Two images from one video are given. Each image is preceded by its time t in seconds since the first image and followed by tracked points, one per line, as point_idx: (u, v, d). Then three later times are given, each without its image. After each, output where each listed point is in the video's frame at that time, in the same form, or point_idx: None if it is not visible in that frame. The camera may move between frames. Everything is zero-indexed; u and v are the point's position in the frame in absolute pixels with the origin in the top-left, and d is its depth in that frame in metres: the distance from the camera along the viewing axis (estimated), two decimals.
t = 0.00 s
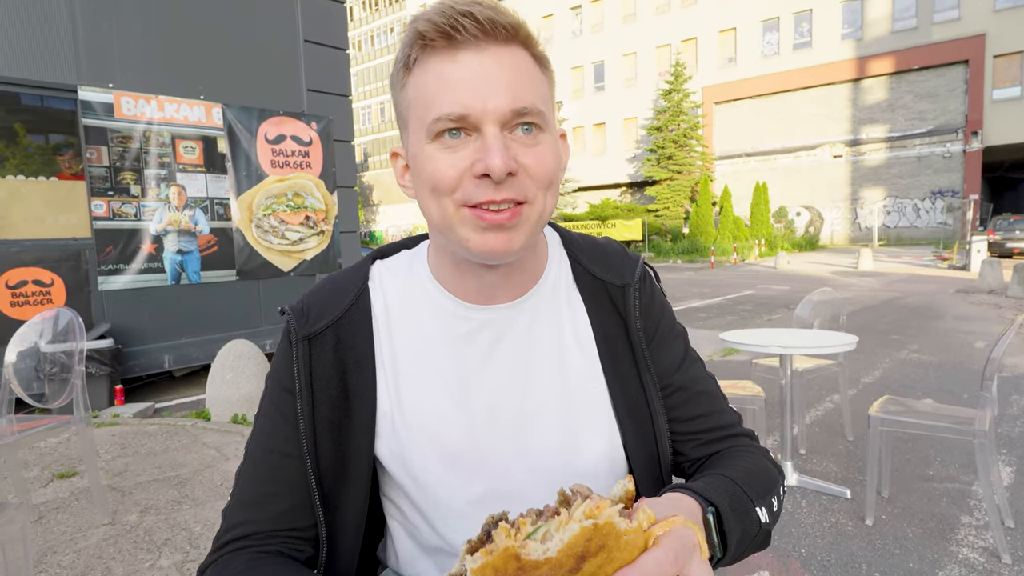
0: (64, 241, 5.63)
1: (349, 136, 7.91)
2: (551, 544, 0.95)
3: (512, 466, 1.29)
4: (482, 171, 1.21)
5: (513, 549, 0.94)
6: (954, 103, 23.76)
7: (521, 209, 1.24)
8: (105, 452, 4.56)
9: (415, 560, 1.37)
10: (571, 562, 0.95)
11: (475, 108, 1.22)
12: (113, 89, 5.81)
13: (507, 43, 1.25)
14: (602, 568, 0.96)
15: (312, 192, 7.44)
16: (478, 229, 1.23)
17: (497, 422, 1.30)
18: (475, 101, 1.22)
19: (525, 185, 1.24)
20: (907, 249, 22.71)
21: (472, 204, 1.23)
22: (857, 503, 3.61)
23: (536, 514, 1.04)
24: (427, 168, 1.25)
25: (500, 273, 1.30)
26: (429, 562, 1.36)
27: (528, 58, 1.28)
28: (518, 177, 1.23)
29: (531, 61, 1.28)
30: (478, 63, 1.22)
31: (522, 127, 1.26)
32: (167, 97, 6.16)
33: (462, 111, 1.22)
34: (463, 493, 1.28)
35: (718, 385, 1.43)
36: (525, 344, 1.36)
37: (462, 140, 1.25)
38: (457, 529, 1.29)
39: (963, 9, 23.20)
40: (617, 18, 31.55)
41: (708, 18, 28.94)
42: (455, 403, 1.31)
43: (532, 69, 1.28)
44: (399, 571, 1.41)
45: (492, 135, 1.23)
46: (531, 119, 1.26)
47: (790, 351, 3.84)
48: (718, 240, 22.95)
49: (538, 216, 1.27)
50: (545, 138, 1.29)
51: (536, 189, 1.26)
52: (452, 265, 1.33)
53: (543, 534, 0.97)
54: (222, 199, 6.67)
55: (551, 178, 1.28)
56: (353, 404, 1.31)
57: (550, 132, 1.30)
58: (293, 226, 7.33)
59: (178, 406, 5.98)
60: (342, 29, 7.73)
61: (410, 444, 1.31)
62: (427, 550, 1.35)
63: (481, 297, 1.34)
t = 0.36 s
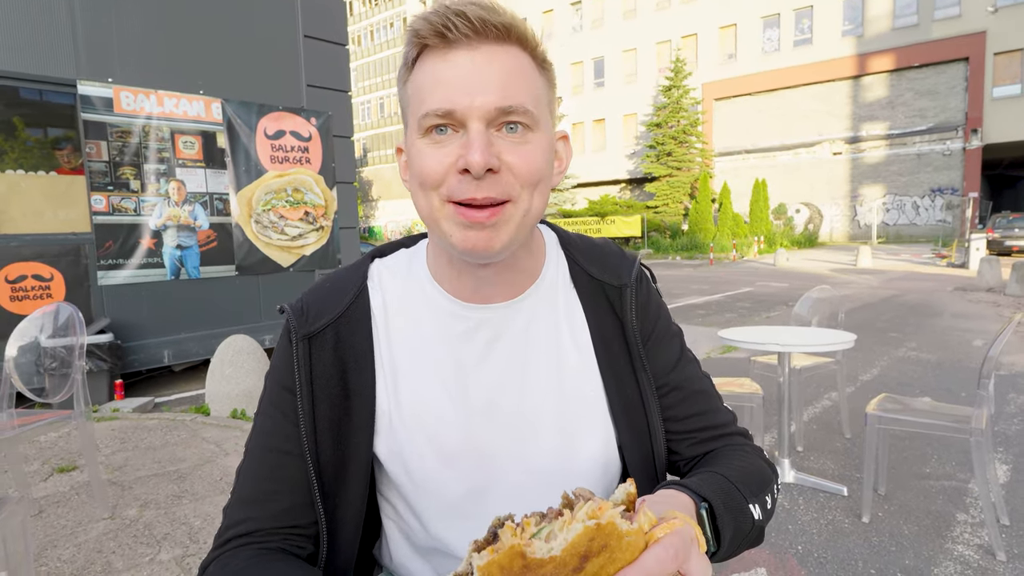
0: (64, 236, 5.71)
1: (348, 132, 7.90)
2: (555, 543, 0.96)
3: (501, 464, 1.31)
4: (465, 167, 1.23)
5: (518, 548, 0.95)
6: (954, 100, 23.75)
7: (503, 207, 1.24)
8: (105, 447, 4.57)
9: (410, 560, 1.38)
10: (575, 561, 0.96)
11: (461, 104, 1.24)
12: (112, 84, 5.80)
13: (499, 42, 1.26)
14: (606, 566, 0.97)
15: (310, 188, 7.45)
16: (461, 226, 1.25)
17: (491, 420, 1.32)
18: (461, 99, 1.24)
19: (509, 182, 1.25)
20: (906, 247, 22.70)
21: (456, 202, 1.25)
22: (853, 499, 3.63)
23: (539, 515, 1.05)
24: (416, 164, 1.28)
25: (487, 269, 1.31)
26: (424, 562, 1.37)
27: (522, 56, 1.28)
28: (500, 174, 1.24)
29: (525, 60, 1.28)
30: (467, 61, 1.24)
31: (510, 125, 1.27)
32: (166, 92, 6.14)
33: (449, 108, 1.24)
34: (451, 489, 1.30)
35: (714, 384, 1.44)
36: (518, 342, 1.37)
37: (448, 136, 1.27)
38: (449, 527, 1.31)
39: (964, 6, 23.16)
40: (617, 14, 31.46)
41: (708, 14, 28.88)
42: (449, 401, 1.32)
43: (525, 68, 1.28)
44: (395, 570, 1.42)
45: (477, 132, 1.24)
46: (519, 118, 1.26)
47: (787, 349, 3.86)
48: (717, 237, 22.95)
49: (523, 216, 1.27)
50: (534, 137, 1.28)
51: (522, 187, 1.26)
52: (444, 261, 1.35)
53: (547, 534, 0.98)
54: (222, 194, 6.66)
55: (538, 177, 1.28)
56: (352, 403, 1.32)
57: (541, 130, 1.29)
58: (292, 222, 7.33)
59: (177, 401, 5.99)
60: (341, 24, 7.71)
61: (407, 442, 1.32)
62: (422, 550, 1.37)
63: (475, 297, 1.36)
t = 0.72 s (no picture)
0: (66, 233, 5.72)
1: (349, 130, 7.91)
2: (555, 541, 0.99)
3: (505, 462, 1.33)
4: (471, 165, 1.25)
5: (519, 546, 0.98)
6: (955, 99, 23.74)
7: (508, 204, 1.27)
8: (107, 443, 4.60)
9: (418, 557, 1.41)
10: (574, 558, 0.99)
11: (464, 107, 1.27)
12: (115, 82, 5.81)
13: (496, 48, 1.29)
14: (605, 563, 1.00)
15: (311, 186, 7.47)
16: (470, 223, 1.27)
17: (495, 420, 1.34)
18: (464, 101, 1.27)
19: (513, 179, 1.27)
20: (906, 245, 22.69)
21: (464, 200, 1.27)
22: (850, 498, 3.66)
23: (541, 516, 1.08)
24: (421, 167, 1.30)
25: (489, 269, 1.34)
26: (432, 559, 1.40)
27: (518, 61, 1.32)
28: (504, 172, 1.26)
29: (521, 66, 1.32)
30: (468, 66, 1.28)
31: (511, 125, 1.30)
32: (168, 90, 6.16)
33: (453, 110, 1.27)
34: (458, 485, 1.32)
35: (712, 385, 1.47)
36: (520, 343, 1.39)
37: (453, 139, 1.29)
38: (458, 523, 1.33)
39: (965, 5, 23.13)
40: (618, 11, 31.42)
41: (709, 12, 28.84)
42: (453, 400, 1.35)
43: (521, 73, 1.32)
44: (402, 566, 1.45)
45: (481, 132, 1.27)
46: (519, 119, 1.29)
47: (786, 349, 3.88)
48: (717, 235, 22.96)
49: (527, 212, 1.29)
50: (535, 137, 1.31)
51: (526, 184, 1.28)
52: (449, 263, 1.37)
53: (547, 533, 1.02)
54: (223, 192, 6.68)
55: (540, 175, 1.31)
56: (359, 405, 1.35)
57: (540, 131, 1.33)
58: (293, 219, 7.34)
59: (179, 398, 6.02)
60: (342, 22, 7.72)
61: (414, 444, 1.35)
62: (430, 546, 1.39)
63: (479, 300, 1.39)
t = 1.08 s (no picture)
0: (73, 236, 5.75)
1: (353, 133, 7.94)
2: (558, 544, 1.00)
3: (512, 463, 1.34)
4: (481, 167, 1.25)
5: (523, 548, 0.99)
6: (960, 100, 23.67)
7: (518, 205, 1.27)
8: (114, 445, 4.63)
9: (424, 559, 1.42)
10: (577, 560, 1.00)
11: (474, 110, 1.28)
12: (121, 86, 5.86)
13: (504, 54, 1.31)
14: (608, 567, 1.01)
15: (316, 188, 7.49)
16: (481, 223, 1.27)
17: (500, 423, 1.35)
18: (475, 105, 1.27)
19: (523, 180, 1.27)
20: (911, 247, 22.60)
21: (474, 202, 1.27)
22: (855, 501, 3.65)
23: (545, 519, 1.08)
24: (431, 169, 1.31)
25: (498, 271, 1.34)
26: (438, 561, 1.41)
27: (527, 67, 1.33)
28: (514, 174, 1.27)
29: (528, 71, 1.33)
30: (478, 70, 1.29)
31: (520, 128, 1.31)
32: (174, 94, 6.20)
33: (463, 114, 1.28)
34: (465, 489, 1.33)
35: (716, 390, 1.47)
36: (524, 346, 1.40)
37: (462, 142, 1.30)
38: (464, 525, 1.33)
39: (969, 5, 23.06)
40: (621, 13, 31.43)
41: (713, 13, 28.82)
42: (460, 402, 1.36)
43: (529, 79, 1.33)
44: (408, 568, 1.45)
45: (491, 134, 1.27)
46: (527, 122, 1.30)
47: (790, 351, 3.87)
48: (721, 237, 22.91)
49: (537, 213, 1.30)
50: (542, 140, 1.32)
51: (534, 187, 1.29)
52: (458, 265, 1.38)
53: (551, 536, 1.02)
54: (228, 195, 6.71)
55: (548, 177, 1.31)
56: (366, 408, 1.36)
57: (547, 135, 1.34)
58: (297, 222, 7.36)
59: (184, 399, 6.05)
60: (347, 26, 7.75)
61: (420, 447, 1.35)
62: (435, 549, 1.40)
63: (484, 304, 1.40)
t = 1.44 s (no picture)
0: (76, 238, 5.72)
1: (355, 134, 7.94)
2: (558, 545, 0.99)
3: (507, 466, 1.33)
4: (470, 172, 1.25)
5: (522, 549, 0.98)
6: (964, 99, 23.61)
7: (509, 209, 1.27)
8: (117, 447, 4.64)
9: (424, 559, 1.41)
10: (577, 562, 0.99)
11: (465, 113, 1.27)
12: (124, 88, 5.87)
13: (496, 54, 1.29)
14: (607, 568, 1.00)
15: (319, 190, 7.50)
16: (469, 228, 1.27)
17: (499, 424, 1.34)
18: (465, 108, 1.27)
19: (514, 185, 1.27)
20: (915, 247, 22.53)
21: (464, 206, 1.27)
22: (860, 502, 3.63)
23: (545, 519, 1.08)
24: (423, 173, 1.32)
25: (493, 273, 1.34)
26: (438, 562, 1.40)
27: (521, 68, 1.31)
28: (504, 178, 1.27)
29: (523, 71, 1.32)
30: (468, 73, 1.28)
31: (512, 131, 1.30)
32: (177, 96, 6.22)
33: (454, 118, 1.28)
34: (461, 492, 1.32)
35: (720, 389, 1.46)
36: (523, 347, 1.39)
37: (454, 146, 1.30)
38: (462, 527, 1.33)
39: (973, 4, 23.00)
40: (623, 14, 31.42)
41: (715, 14, 28.79)
42: (458, 403, 1.35)
43: (522, 79, 1.31)
44: (408, 568, 1.45)
45: (481, 138, 1.27)
46: (520, 124, 1.29)
47: (793, 351, 3.86)
48: (724, 237, 22.87)
49: (531, 216, 1.29)
50: (536, 142, 1.31)
51: (527, 190, 1.28)
52: (454, 268, 1.38)
53: (550, 537, 1.01)
54: (231, 197, 6.72)
55: (541, 180, 1.30)
56: (366, 408, 1.36)
57: (542, 136, 1.32)
58: (300, 223, 7.36)
59: (187, 401, 6.05)
60: (349, 27, 7.76)
61: (419, 449, 1.34)
62: (435, 549, 1.40)
63: (483, 305, 1.39)
